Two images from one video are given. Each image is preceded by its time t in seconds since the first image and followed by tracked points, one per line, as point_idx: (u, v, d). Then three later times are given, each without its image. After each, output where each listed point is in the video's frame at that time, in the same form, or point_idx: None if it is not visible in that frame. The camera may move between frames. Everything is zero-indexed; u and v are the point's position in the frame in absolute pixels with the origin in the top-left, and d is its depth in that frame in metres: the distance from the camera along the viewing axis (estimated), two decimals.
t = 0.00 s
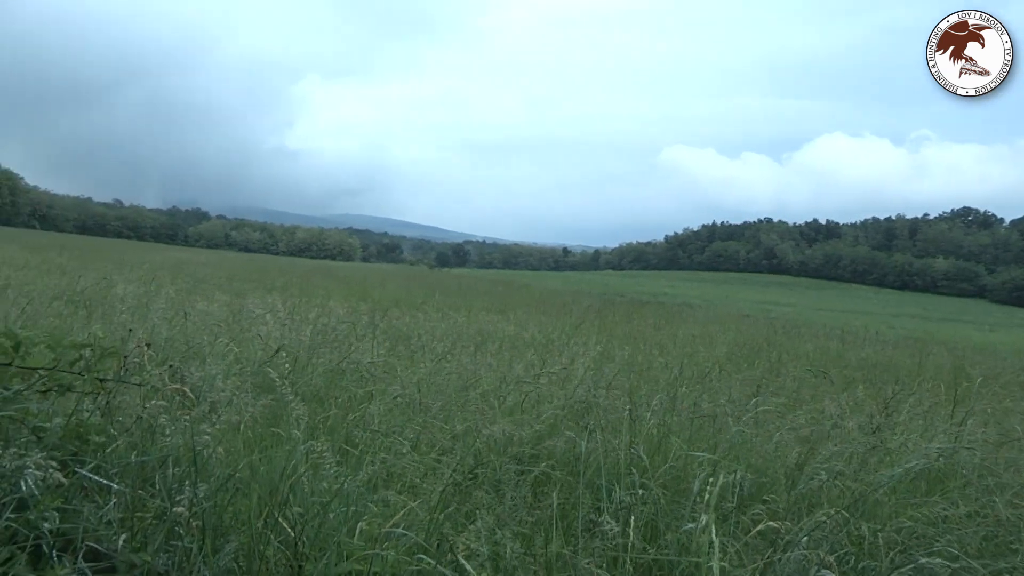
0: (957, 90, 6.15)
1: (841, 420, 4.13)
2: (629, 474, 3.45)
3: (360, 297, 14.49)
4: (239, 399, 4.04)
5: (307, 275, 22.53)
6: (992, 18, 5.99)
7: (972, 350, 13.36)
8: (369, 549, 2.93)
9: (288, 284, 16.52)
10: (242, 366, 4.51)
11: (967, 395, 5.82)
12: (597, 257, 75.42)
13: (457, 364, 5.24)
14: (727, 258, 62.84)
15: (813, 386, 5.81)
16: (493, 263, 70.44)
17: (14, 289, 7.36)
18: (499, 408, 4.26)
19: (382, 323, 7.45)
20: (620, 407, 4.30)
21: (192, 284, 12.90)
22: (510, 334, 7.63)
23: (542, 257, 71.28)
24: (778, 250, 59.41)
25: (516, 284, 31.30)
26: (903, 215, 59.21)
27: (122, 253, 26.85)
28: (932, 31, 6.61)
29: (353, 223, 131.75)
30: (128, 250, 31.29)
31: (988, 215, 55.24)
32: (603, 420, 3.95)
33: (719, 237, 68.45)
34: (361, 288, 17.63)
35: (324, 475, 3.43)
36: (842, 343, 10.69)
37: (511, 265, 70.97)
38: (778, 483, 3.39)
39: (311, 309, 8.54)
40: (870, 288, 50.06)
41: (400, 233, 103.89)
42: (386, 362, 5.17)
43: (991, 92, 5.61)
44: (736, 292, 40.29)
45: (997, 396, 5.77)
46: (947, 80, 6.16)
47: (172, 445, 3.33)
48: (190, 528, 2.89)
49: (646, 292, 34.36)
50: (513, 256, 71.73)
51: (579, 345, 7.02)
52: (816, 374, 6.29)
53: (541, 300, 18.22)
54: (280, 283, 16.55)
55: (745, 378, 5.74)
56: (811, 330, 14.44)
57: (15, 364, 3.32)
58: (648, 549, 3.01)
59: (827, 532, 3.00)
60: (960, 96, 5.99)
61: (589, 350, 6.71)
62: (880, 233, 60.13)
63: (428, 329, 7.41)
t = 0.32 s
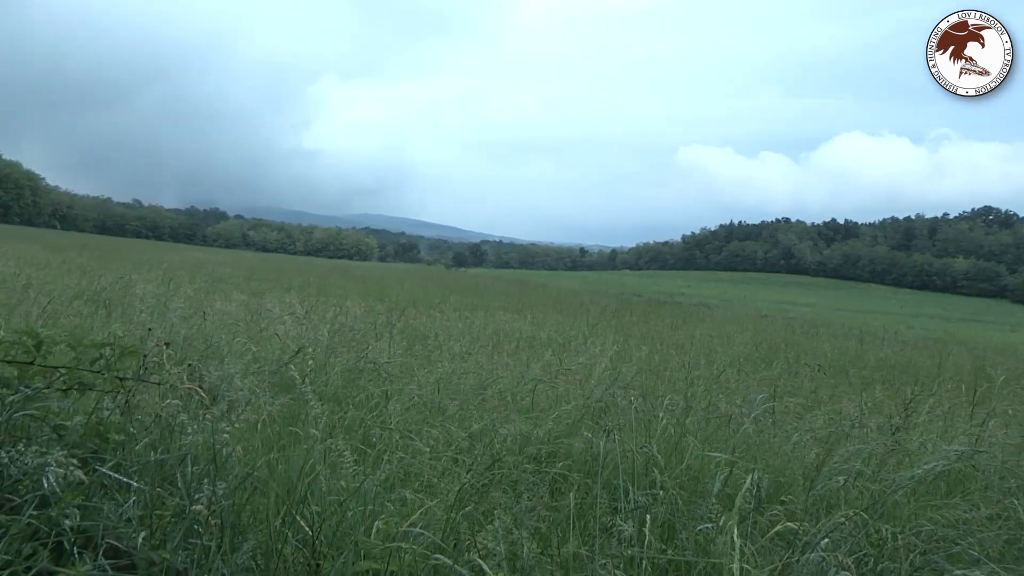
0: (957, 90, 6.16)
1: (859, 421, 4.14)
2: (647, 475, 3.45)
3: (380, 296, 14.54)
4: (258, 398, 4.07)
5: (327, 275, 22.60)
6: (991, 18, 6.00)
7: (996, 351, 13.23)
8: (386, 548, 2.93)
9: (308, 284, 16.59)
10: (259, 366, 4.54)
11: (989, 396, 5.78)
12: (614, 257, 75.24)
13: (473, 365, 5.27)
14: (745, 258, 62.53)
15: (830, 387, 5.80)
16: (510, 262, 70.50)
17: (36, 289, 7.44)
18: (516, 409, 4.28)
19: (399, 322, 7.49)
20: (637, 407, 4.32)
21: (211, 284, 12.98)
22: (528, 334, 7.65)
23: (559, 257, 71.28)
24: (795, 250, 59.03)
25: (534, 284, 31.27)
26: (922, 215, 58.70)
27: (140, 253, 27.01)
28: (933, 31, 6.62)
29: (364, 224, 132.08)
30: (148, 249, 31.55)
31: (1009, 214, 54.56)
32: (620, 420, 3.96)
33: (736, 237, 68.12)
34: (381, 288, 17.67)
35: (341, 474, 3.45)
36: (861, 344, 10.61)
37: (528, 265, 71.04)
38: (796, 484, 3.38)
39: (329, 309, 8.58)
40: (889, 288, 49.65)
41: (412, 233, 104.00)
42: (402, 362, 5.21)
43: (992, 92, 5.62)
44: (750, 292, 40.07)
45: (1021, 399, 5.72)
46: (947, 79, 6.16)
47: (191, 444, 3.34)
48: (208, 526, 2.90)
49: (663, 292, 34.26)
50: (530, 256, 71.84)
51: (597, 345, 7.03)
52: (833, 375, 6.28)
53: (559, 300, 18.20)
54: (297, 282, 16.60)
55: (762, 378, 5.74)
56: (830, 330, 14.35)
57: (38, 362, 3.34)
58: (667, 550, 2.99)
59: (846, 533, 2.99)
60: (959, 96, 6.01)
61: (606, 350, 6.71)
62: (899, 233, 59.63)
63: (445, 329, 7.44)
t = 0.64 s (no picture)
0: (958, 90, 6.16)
1: (876, 423, 4.15)
2: (662, 476, 3.45)
3: (396, 296, 14.58)
4: (273, 398, 4.09)
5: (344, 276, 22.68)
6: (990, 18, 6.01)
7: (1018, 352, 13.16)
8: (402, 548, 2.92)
9: (324, 284, 16.66)
10: (275, 367, 4.57)
11: (1009, 398, 5.77)
12: (629, 257, 75.13)
13: (488, 365, 5.31)
14: (761, 258, 62.30)
15: (847, 388, 5.80)
16: (524, 263, 70.52)
17: (56, 288, 7.51)
18: (531, 409, 4.30)
19: (415, 322, 7.53)
20: (653, 408, 4.33)
21: (228, 284, 13.06)
22: (544, 334, 7.68)
23: (573, 257, 71.31)
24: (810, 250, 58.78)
25: (548, 284, 31.28)
26: (940, 216, 58.42)
27: (156, 253, 27.24)
28: (932, 31, 6.62)
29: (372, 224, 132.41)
30: (164, 249, 31.71)
31: None
32: (635, 420, 3.97)
33: (751, 237, 67.90)
34: (397, 288, 17.73)
35: (357, 474, 3.46)
36: (877, 345, 10.58)
37: (543, 266, 71.02)
38: (812, 485, 3.37)
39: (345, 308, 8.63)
40: (904, 288, 49.36)
41: (421, 233, 104.24)
42: (417, 362, 5.25)
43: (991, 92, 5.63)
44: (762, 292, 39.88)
45: None
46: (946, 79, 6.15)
47: (208, 443, 3.36)
48: (225, 526, 2.90)
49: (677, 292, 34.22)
50: (545, 256, 71.84)
51: (613, 345, 7.05)
52: (850, 376, 6.30)
53: (575, 300, 18.21)
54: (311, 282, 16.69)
55: (777, 378, 5.75)
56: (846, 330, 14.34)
57: (57, 361, 3.36)
58: (682, 550, 2.97)
59: (862, 535, 2.97)
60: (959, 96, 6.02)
61: (622, 350, 6.74)
62: (915, 234, 59.32)
63: (460, 329, 7.47)
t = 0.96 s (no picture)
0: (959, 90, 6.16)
1: (880, 424, 4.16)
2: (667, 476, 3.45)
3: (402, 296, 14.61)
4: (279, 399, 4.11)
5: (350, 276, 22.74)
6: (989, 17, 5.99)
7: None
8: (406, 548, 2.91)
9: (329, 284, 16.71)
10: (280, 367, 4.58)
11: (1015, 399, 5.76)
12: (633, 257, 75.18)
13: (493, 365, 5.32)
14: (767, 258, 62.25)
15: (852, 388, 5.80)
16: (528, 263, 70.58)
17: (62, 288, 7.54)
18: (536, 409, 4.31)
19: (421, 322, 7.56)
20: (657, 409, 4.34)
21: (234, 284, 13.11)
22: (550, 334, 7.70)
23: (576, 258, 71.38)
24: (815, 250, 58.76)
25: (554, 284, 31.31)
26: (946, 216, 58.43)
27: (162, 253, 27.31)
28: (932, 31, 6.62)
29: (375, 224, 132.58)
30: (169, 250, 31.76)
31: None
32: (639, 421, 3.97)
33: (755, 237, 67.90)
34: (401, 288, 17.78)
35: (362, 474, 3.46)
36: (882, 345, 10.58)
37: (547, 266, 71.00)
38: (818, 486, 3.36)
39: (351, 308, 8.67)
40: (909, 288, 49.27)
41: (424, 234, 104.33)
42: (423, 362, 5.27)
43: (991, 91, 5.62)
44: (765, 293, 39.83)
45: None
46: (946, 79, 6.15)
47: (212, 443, 3.36)
48: (229, 525, 2.90)
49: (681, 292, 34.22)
50: (551, 256, 71.91)
51: (618, 345, 7.07)
52: (855, 376, 6.30)
53: (581, 301, 18.24)
54: (316, 282, 16.75)
55: (782, 378, 5.76)
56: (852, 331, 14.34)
57: (62, 361, 3.36)
58: (687, 550, 2.96)
59: (868, 535, 2.96)
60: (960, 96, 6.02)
61: (627, 350, 6.75)
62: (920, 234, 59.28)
63: (466, 329, 7.50)
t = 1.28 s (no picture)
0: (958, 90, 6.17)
1: (879, 424, 4.16)
2: (665, 476, 3.45)
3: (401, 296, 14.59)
4: (279, 398, 4.11)
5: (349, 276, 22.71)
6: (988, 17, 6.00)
7: None
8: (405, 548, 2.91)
9: (329, 284, 16.70)
10: (279, 367, 4.59)
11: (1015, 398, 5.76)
12: (632, 257, 75.17)
13: (492, 365, 5.33)
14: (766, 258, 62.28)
15: (851, 387, 5.81)
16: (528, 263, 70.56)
17: (61, 288, 7.52)
18: (535, 409, 4.32)
19: (420, 322, 7.56)
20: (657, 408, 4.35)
21: (233, 283, 13.08)
22: (550, 334, 7.70)
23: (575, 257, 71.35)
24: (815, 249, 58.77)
25: (554, 284, 31.27)
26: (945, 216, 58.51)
27: (161, 253, 27.24)
28: (932, 31, 6.62)
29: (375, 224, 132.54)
30: (168, 249, 31.74)
31: None
32: (639, 421, 3.97)
33: (754, 237, 67.92)
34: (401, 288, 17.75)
35: (361, 474, 3.47)
36: (882, 345, 10.57)
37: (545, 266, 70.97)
38: (817, 485, 3.36)
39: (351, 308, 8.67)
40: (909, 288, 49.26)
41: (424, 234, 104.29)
42: (422, 362, 5.27)
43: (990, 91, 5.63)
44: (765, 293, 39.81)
45: None
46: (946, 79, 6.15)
47: (212, 443, 3.36)
48: (229, 525, 2.90)
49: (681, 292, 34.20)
50: (550, 256, 71.87)
51: (617, 344, 7.07)
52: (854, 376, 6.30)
53: (581, 301, 18.22)
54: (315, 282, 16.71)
55: (782, 378, 5.76)
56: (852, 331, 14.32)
57: (60, 361, 3.36)
58: (686, 550, 2.96)
59: (867, 536, 2.96)
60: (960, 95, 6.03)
61: (627, 350, 6.75)
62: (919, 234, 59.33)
63: (466, 328, 7.50)
